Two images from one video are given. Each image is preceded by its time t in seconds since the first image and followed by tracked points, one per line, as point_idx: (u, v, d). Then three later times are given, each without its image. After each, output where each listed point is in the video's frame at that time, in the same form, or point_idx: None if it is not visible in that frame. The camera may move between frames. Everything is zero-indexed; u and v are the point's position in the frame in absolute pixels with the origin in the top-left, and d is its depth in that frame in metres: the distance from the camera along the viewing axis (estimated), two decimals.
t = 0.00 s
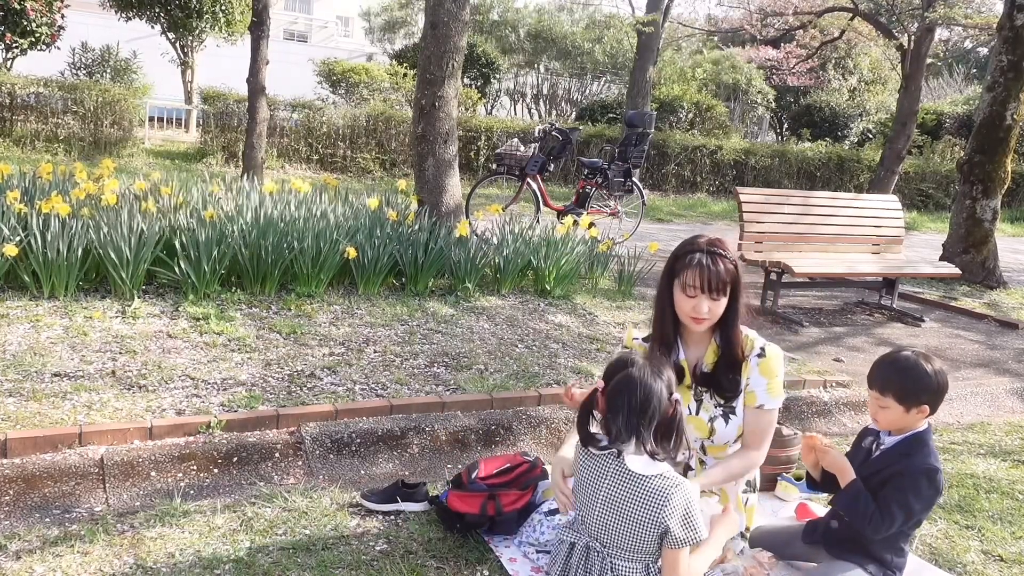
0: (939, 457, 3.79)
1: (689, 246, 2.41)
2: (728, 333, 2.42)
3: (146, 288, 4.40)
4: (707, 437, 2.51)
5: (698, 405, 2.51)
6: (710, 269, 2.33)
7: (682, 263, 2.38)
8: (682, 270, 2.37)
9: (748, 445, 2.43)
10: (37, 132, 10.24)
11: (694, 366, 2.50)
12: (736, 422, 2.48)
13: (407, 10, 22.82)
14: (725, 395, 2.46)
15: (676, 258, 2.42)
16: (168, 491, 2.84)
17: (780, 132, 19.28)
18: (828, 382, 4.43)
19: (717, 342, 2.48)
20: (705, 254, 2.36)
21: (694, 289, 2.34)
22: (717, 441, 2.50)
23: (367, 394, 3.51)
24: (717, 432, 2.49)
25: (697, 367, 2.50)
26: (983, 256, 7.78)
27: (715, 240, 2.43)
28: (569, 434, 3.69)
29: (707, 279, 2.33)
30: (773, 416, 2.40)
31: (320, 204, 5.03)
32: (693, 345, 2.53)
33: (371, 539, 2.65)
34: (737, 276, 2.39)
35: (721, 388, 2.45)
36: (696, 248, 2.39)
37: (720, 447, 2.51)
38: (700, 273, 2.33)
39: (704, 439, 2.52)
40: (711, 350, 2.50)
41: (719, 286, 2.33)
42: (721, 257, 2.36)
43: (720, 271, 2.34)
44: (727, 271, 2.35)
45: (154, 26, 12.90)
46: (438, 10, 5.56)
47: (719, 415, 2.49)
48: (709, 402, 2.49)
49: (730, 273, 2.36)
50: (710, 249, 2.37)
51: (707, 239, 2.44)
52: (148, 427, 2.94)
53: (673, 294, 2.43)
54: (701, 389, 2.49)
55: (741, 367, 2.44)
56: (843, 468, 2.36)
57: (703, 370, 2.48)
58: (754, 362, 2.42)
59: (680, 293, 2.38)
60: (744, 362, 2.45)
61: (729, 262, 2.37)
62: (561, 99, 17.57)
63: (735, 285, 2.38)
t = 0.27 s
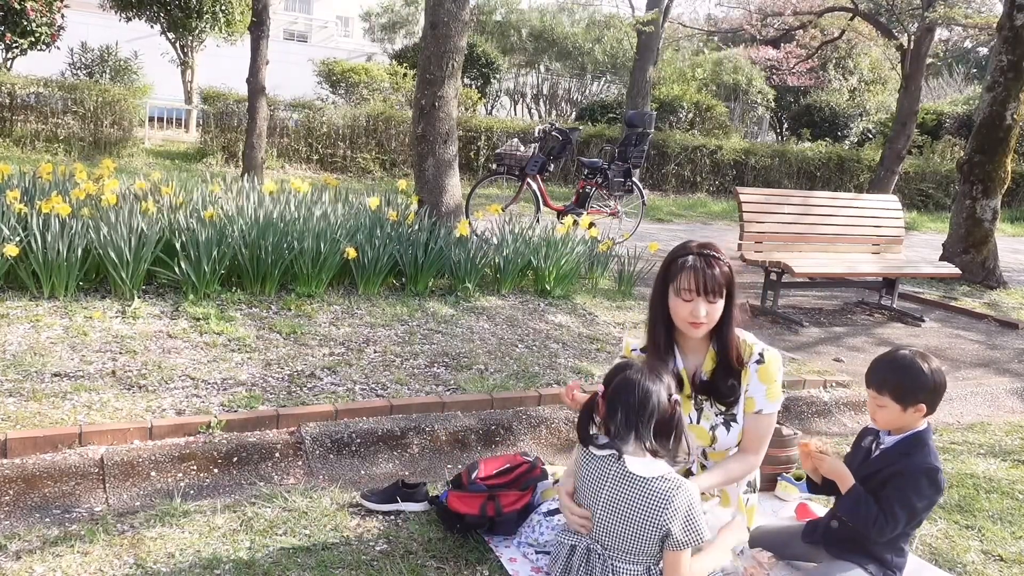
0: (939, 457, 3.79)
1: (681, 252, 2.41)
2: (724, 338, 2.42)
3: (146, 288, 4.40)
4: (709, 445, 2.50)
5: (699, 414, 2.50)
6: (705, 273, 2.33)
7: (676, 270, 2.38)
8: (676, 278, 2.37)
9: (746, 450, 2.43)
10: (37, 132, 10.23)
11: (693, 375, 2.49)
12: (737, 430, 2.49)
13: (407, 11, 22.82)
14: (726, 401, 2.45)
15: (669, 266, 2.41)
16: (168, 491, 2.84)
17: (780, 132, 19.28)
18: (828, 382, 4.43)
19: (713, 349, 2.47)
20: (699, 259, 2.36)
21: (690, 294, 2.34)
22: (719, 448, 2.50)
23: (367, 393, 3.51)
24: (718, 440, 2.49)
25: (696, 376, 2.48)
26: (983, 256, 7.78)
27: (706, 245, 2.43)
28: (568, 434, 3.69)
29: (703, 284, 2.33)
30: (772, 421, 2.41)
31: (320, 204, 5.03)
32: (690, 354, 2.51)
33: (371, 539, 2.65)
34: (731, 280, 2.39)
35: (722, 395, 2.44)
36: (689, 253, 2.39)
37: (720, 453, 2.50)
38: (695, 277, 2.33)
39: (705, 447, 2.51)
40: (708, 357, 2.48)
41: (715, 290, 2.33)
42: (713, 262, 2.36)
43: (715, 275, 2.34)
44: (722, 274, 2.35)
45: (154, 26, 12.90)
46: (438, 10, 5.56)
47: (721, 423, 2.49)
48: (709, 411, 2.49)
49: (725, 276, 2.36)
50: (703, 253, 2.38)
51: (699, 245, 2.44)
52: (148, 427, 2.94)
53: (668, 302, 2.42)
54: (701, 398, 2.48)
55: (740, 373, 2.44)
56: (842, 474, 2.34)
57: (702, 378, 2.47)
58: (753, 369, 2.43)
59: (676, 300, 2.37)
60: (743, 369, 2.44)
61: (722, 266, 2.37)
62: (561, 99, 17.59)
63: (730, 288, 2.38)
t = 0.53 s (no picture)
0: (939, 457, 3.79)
1: (685, 256, 2.40)
2: (726, 345, 2.42)
3: (146, 288, 4.40)
4: (708, 448, 2.49)
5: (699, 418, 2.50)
6: (709, 278, 2.33)
7: (679, 276, 2.37)
8: (679, 284, 2.36)
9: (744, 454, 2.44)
10: (37, 132, 10.23)
11: (693, 378, 2.49)
12: (737, 434, 2.48)
13: (407, 11, 22.82)
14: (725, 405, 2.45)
15: (672, 272, 2.40)
16: (168, 491, 2.84)
17: (780, 132, 19.28)
18: (828, 382, 4.43)
19: (715, 352, 2.46)
20: (703, 263, 2.35)
21: (693, 298, 2.33)
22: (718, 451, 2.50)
23: (367, 393, 3.51)
24: (718, 444, 2.49)
25: (697, 379, 2.48)
26: (983, 256, 7.78)
27: (709, 248, 2.43)
28: (569, 434, 3.69)
29: (706, 293, 2.32)
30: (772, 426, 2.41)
31: (320, 204, 5.03)
32: (691, 357, 2.50)
33: (371, 539, 2.65)
34: (733, 288, 2.39)
35: (724, 398, 2.44)
36: (694, 257, 2.37)
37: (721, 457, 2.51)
38: (700, 282, 2.33)
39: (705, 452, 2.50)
40: (709, 362, 2.48)
41: (717, 299, 2.33)
42: (717, 269, 2.35)
43: (719, 282, 2.34)
44: (725, 284, 2.34)
45: (154, 26, 12.90)
46: (438, 10, 5.56)
47: (721, 427, 2.48)
48: (709, 415, 2.48)
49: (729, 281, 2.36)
50: (707, 257, 2.37)
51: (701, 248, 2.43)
52: (148, 427, 2.94)
53: (671, 307, 2.41)
54: (702, 401, 2.48)
55: (740, 377, 2.44)
56: (837, 480, 2.34)
57: (704, 382, 2.47)
58: (754, 373, 2.43)
59: (679, 306, 2.37)
60: (744, 373, 2.45)
61: (726, 270, 2.37)
62: (561, 99, 17.67)
63: (734, 293, 2.38)
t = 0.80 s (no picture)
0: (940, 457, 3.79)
1: (751, 248, 2.52)
2: (786, 327, 2.54)
3: (146, 288, 4.40)
4: (745, 415, 2.57)
5: (742, 382, 2.59)
6: (772, 275, 2.45)
7: (749, 259, 2.49)
8: (748, 266, 2.48)
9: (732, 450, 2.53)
10: (37, 132, 10.24)
11: (744, 351, 2.59)
12: (776, 405, 2.57)
13: (407, 11, 22.83)
14: (774, 377, 2.56)
15: (744, 253, 2.52)
16: (168, 491, 2.85)
17: (780, 132, 19.28)
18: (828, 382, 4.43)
19: (772, 330, 2.58)
20: (767, 258, 2.47)
21: (756, 287, 2.45)
22: (752, 422, 2.57)
23: (367, 394, 3.51)
24: (756, 411, 2.56)
25: (750, 352, 2.59)
26: (983, 256, 7.78)
27: (777, 243, 2.53)
28: (569, 433, 3.69)
29: (775, 279, 2.44)
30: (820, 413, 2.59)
31: (320, 205, 5.03)
32: (746, 332, 2.62)
33: (372, 539, 2.66)
34: (800, 282, 2.51)
35: (775, 373, 2.56)
36: (761, 251, 2.49)
37: (752, 433, 2.58)
38: (762, 278, 2.45)
39: (742, 416, 2.58)
40: (764, 337, 2.59)
41: (784, 287, 2.45)
42: (784, 260, 2.47)
43: (786, 275, 2.46)
44: (792, 276, 2.47)
45: (155, 26, 12.90)
46: (438, 10, 5.55)
47: (762, 394, 2.57)
48: (753, 380, 2.58)
49: (791, 276, 2.47)
50: (774, 253, 2.48)
51: (769, 241, 2.54)
52: (148, 427, 2.94)
53: (737, 284, 2.53)
54: (749, 369, 2.59)
55: (795, 357, 2.58)
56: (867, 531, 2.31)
57: (757, 354, 2.58)
58: (814, 354, 2.57)
59: (743, 286, 2.48)
60: (802, 353, 2.59)
61: (790, 267, 2.48)
62: (561, 99, 17.65)
63: (794, 289, 2.49)
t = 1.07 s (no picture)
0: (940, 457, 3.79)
1: (773, 251, 2.49)
2: (805, 332, 2.55)
3: (146, 288, 4.40)
4: (762, 419, 2.61)
5: (759, 388, 2.60)
6: (791, 280, 2.42)
7: (769, 263, 2.47)
8: (768, 270, 2.46)
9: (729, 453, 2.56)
10: (37, 132, 10.24)
11: (763, 356, 2.59)
12: (792, 409, 2.61)
13: (406, 11, 22.84)
14: (791, 381, 2.58)
15: (764, 257, 2.50)
16: (168, 491, 2.85)
17: (780, 132, 19.28)
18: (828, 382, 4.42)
19: (791, 337, 2.58)
20: (789, 263, 2.44)
21: (777, 292, 2.43)
22: (768, 426, 2.62)
23: (367, 394, 3.51)
24: (773, 415, 2.60)
25: (768, 358, 2.59)
26: (983, 256, 7.78)
27: (798, 247, 2.50)
28: (569, 434, 3.69)
29: (795, 283, 2.42)
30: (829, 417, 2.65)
31: (320, 205, 5.03)
32: (764, 337, 2.61)
33: (372, 539, 2.65)
34: (819, 286, 2.49)
35: (792, 379, 2.58)
36: (781, 255, 2.46)
37: (766, 437, 2.64)
38: (781, 283, 2.42)
39: (758, 421, 2.61)
40: (782, 342, 2.60)
41: (804, 290, 2.43)
42: (804, 265, 2.44)
43: (807, 277, 2.43)
44: (811, 278, 2.44)
45: (154, 26, 12.90)
46: (438, 9, 5.55)
47: (779, 399, 2.60)
48: (770, 385, 2.60)
49: (810, 282, 2.44)
50: (794, 259, 2.45)
51: (789, 245, 2.50)
52: (148, 427, 2.93)
53: (755, 288, 2.50)
54: (766, 375, 2.60)
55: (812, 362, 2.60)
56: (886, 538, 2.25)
57: (775, 360, 2.59)
58: (830, 358, 2.62)
59: (763, 291, 2.46)
60: (818, 357, 2.63)
61: (810, 272, 2.45)
62: (561, 99, 17.69)
63: (813, 293, 2.47)
